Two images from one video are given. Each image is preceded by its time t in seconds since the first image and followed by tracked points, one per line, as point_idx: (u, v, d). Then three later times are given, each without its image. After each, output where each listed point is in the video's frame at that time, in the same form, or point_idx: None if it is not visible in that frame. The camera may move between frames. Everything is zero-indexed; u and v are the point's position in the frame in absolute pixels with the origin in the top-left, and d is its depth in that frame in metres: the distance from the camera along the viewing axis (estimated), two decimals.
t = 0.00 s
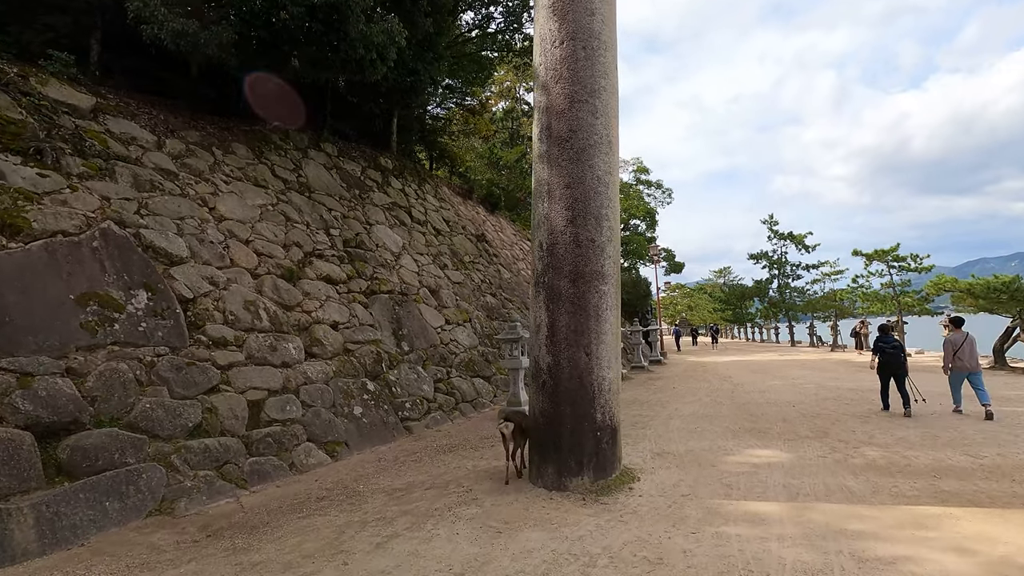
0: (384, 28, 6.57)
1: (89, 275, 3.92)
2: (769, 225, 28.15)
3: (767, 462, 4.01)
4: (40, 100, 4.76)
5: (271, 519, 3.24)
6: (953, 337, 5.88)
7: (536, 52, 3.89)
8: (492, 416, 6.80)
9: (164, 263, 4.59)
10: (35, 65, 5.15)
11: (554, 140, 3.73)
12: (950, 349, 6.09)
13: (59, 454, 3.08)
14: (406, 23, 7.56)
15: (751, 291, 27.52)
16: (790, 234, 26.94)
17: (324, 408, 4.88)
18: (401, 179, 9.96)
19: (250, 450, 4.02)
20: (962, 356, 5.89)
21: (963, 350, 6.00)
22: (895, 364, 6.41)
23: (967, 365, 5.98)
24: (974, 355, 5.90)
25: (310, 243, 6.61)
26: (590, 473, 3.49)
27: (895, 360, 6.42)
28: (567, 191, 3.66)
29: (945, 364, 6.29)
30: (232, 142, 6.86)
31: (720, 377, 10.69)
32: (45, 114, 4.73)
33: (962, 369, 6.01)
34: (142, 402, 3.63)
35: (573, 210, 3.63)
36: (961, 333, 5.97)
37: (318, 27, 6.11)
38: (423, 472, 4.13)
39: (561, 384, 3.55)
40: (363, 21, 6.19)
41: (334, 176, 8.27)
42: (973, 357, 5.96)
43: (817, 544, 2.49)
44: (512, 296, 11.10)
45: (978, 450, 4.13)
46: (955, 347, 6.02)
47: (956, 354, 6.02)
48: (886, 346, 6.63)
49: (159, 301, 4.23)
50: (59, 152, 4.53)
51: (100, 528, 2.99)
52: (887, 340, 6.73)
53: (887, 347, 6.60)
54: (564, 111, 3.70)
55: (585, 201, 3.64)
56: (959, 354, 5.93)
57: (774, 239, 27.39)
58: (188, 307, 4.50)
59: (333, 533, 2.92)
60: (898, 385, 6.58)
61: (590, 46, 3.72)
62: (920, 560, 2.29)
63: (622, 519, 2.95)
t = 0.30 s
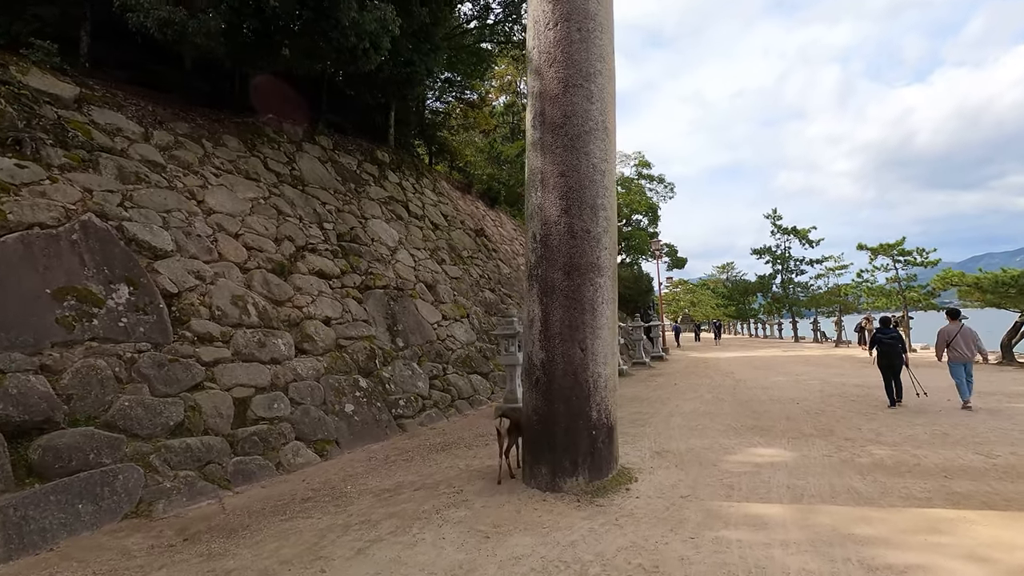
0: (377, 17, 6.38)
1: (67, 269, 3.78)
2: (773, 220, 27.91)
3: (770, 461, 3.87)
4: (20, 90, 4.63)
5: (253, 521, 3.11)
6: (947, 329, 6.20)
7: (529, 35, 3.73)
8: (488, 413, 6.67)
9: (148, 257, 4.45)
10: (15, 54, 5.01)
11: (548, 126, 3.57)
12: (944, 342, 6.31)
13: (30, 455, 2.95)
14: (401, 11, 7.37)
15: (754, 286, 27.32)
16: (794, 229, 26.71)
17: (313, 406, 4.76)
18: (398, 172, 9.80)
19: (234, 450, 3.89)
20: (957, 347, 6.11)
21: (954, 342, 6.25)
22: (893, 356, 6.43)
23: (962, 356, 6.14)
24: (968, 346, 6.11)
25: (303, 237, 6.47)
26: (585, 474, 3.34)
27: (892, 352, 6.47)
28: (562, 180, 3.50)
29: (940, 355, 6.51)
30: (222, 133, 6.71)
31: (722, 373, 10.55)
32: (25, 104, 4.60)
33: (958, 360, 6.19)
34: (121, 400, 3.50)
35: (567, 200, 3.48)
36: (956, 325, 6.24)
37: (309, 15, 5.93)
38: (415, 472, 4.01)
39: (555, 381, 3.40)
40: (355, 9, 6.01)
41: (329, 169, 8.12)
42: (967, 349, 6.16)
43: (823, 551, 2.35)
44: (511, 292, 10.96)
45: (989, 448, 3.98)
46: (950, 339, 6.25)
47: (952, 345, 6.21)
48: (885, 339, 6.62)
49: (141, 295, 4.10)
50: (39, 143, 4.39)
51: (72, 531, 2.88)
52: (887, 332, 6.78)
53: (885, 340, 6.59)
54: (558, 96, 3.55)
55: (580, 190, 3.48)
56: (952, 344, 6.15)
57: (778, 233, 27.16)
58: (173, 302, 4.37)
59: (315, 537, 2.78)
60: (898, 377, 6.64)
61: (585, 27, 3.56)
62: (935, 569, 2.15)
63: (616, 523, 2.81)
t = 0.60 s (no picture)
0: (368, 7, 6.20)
1: (38, 266, 3.63)
2: (775, 218, 27.70)
3: (770, 466, 3.71)
4: None
5: (226, 530, 2.96)
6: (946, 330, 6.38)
7: (519, 20, 3.56)
8: (482, 414, 6.52)
9: (126, 254, 4.31)
10: None
11: (538, 116, 3.41)
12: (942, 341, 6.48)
13: None
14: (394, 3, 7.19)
15: (755, 285, 27.14)
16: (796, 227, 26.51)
17: (299, 407, 4.61)
18: (393, 168, 9.64)
19: (212, 453, 3.75)
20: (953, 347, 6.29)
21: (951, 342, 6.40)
22: (892, 354, 6.60)
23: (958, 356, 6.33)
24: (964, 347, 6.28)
25: (293, 233, 6.32)
26: (576, 480, 3.19)
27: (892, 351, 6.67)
28: (551, 171, 3.34)
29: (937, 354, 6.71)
30: (210, 127, 6.54)
31: (723, 372, 10.38)
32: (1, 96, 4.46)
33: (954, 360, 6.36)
34: (92, 403, 3.36)
35: (558, 193, 3.32)
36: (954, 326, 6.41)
37: (297, 6, 5.75)
38: (400, 477, 3.85)
39: (545, 383, 3.24)
40: None
41: (322, 165, 7.96)
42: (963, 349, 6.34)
43: (826, 567, 2.19)
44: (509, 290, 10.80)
45: (1000, 452, 3.82)
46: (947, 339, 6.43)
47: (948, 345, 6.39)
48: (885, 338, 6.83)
49: (117, 293, 3.94)
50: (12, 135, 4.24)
51: (34, 541, 2.74)
52: (888, 332, 6.97)
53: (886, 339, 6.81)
54: (548, 84, 3.38)
55: (571, 183, 3.32)
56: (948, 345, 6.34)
57: (780, 231, 26.97)
58: (152, 301, 4.22)
59: (288, 549, 2.63)
60: (895, 377, 6.83)
61: (577, 11, 3.39)
62: None
63: (606, 534, 2.66)
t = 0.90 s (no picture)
0: None
1: (8, 262, 3.48)
2: (776, 216, 27.52)
3: (773, 471, 3.56)
4: None
5: (199, 540, 2.81)
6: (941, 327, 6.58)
7: (510, 6, 3.40)
8: (476, 415, 6.37)
9: (106, 250, 4.16)
10: None
11: (529, 105, 3.25)
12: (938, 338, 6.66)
13: None
14: None
15: (757, 283, 26.98)
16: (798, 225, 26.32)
17: (285, 408, 4.46)
18: (389, 165, 9.47)
19: (192, 457, 3.61)
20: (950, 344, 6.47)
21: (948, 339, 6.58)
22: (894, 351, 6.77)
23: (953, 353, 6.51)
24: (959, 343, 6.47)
25: (283, 230, 6.16)
26: (569, 487, 3.04)
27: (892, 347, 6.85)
28: (543, 163, 3.18)
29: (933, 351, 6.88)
30: (199, 121, 6.36)
31: (724, 372, 10.23)
32: None
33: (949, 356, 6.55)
34: (63, 406, 3.22)
35: (550, 186, 3.17)
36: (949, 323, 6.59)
37: None
38: (388, 482, 3.71)
39: (536, 385, 3.09)
40: None
41: (315, 161, 7.78)
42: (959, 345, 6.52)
43: None
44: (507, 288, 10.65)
45: (1012, 456, 3.67)
46: (943, 336, 6.61)
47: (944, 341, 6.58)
48: (884, 335, 7.01)
49: (93, 291, 3.79)
50: None
51: None
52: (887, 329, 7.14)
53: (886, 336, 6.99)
54: (540, 71, 3.23)
55: (563, 175, 3.17)
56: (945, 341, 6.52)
57: (781, 229, 26.80)
58: (131, 299, 4.07)
59: (262, 561, 2.47)
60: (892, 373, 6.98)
61: None
62: None
63: (598, 545, 2.51)
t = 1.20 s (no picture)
0: None
1: None
2: (781, 212, 27.22)
3: (783, 476, 3.37)
4: None
5: (173, 552, 2.64)
6: (942, 321, 6.66)
7: None
8: (474, 415, 6.19)
9: (86, 245, 4.00)
10: None
11: (524, 88, 3.06)
12: (940, 333, 6.74)
13: None
14: None
15: (762, 280, 26.71)
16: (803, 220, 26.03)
17: (273, 409, 4.30)
18: (387, 159, 9.28)
19: (173, 461, 3.46)
20: (952, 337, 6.55)
21: (949, 333, 6.64)
22: (897, 345, 6.81)
23: (956, 346, 6.57)
24: (962, 336, 6.54)
25: (276, 226, 5.99)
26: (567, 494, 2.86)
27: (896, 342, 6.89)
28: (539, 149, 3.00)
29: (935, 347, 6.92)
30: (189, 114, 6.09)
31: (730, 370, 10.03)
32: None
33: (952, 350, 6.61)
34: (34, 408, 3.05)
35: (546, 174, 2.98)
36: (950, 317, 6.70)
37: None
38: (378, 487, 3.54)
39: (532, 386, 2.91)
40: None
41: (311, 156, 7.54)
42: (961, 339, 6.59)
43: None
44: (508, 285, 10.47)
45: None
46: (945, 330, 6.69)
47: (946, 335, 6.65)
48: (887, 330, 7.05)
49: (71, 288, 3.63)
50: None
51: None
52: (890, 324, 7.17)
53: (889, 331, 7.03)
54: (535, 53, 3.04)
55: (561, 163, 2.98)
56: (947, 335, 6.60)
57: (787, 225, 26.51)
58: (113, 295, 3.91)
59: None
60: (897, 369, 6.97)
61: None
62: None
63: (597, 560, 2.33)
